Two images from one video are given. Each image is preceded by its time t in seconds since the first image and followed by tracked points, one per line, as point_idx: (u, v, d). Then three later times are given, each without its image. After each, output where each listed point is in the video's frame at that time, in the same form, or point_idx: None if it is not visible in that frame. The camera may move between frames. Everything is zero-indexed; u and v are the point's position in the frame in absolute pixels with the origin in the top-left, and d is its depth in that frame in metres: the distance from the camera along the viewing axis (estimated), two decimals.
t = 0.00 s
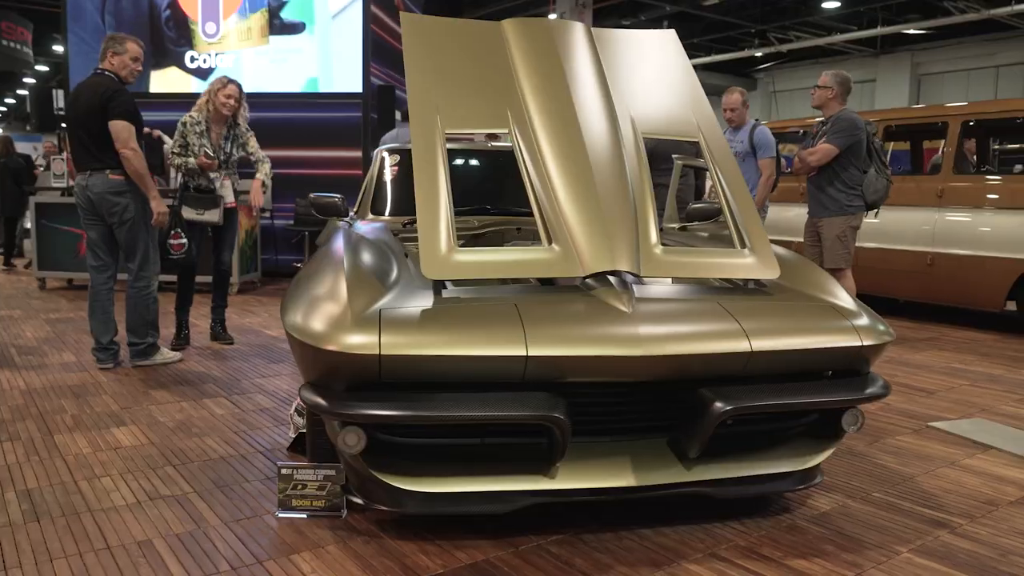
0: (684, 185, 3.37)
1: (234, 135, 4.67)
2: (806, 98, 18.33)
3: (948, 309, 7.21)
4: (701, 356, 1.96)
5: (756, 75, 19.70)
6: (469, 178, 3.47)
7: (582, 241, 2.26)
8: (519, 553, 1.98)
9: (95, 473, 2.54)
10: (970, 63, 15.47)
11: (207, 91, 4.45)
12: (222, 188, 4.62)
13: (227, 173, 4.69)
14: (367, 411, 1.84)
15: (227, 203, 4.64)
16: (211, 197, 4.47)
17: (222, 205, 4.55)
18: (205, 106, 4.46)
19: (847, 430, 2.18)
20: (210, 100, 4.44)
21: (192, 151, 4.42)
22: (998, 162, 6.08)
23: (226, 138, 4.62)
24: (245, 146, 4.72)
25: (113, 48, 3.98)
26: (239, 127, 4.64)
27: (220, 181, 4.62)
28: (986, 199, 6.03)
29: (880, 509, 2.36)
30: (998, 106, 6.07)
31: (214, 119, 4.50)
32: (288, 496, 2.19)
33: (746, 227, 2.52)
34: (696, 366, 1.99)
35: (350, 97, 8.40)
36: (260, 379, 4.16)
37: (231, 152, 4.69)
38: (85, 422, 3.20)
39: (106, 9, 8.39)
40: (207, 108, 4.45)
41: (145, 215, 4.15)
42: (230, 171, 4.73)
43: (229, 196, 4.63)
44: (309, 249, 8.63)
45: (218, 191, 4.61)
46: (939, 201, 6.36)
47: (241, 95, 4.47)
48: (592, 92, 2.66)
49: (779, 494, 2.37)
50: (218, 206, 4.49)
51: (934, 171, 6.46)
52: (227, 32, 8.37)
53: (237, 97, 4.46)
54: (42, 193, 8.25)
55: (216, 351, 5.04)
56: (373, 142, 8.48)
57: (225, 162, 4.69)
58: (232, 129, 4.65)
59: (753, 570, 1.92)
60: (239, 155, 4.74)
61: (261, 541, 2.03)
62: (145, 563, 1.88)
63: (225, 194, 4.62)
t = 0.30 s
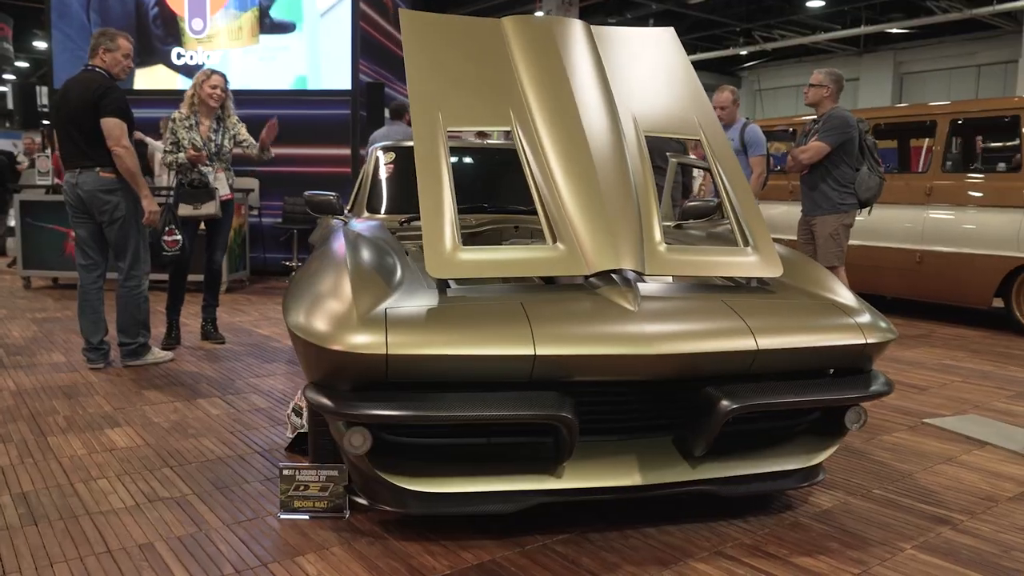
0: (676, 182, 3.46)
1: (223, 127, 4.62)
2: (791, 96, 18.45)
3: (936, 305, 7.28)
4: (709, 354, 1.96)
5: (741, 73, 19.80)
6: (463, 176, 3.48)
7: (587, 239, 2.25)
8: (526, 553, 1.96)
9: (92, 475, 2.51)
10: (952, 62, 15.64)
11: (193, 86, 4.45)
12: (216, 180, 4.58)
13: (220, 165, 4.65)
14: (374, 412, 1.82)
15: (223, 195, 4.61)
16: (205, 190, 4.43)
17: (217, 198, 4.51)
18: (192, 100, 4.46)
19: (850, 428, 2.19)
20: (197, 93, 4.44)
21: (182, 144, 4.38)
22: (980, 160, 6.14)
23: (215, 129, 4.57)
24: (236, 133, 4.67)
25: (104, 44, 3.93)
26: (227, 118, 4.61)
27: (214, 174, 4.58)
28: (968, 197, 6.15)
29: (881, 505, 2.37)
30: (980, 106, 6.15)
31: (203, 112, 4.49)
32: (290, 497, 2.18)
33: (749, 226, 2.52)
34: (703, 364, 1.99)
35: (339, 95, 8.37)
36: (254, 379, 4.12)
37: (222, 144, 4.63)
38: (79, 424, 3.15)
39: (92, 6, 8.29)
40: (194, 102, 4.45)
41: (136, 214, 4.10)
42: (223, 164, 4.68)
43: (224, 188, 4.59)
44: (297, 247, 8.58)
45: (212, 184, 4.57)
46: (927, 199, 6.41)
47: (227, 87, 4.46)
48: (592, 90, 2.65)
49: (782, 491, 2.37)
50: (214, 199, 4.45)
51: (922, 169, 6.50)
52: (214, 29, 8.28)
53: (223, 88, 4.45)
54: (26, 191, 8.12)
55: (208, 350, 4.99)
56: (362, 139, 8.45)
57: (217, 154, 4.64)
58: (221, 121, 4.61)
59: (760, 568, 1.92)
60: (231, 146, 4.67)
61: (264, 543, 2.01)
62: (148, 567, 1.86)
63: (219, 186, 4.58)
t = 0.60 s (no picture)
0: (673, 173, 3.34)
1: (216, 122, 4.54)
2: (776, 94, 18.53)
3: (924, 302, 7.34)
4: (717, 352, 1.97)
5: (726, 71, 19.88)
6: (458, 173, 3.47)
7: (592, 237, 2.25)
8: (534, 552, 1.96)
9: (90, 476, 2.48)
10: (935, 61, 15.78)
11: (185, 83, 4.43)
12: (210, 175, 4.51)
13: (214, 159, 4.54)
14: (382, 411, 1.81)
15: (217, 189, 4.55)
16: (200, 187, 4.44)
17: (212, 193, 4.47)
18: (184, 96, 4.42)
19: (854, 425, 2.20)
20: (188, 89, 4.41)
21: (173, 139, 4.33)
22: (966, 158, 6.23)
23: (207, 124, 4.48)
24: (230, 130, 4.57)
25: (100, 42, 3.91)
26: (220, 112, 4.53)
27: (207, 169, 4.49)
28: (952, 195, 6.24)
29: (883, 502, 2.39)
30: (961, 105, 6.25)
31: (195, 108, 4.46)
32: (294, 497, 2.16)
33: (752, 224, 2.53)
34: (711, 362, 1.99)
35: (328, 92, 8.32)
36: (248, 378, 4.09)
37: (215, 138, 4.52)
38: (73, 424, 3.11)
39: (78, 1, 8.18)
40: (186, 99, 4.42)
41: (129, 211, 4.07)
42: (217, 158, 4.57)
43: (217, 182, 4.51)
44: (286, 245, 8.52)
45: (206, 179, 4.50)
46: (916, 197, 6.47)
47: (220, 82, 4.44)
48: (594, 87, 2.65)
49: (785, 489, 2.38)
50: (211, 195, 4.46)
51: (911, 167, 6.56)
52: (202, 25, 8.20)
53: (215, 83, 4.42)
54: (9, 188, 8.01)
55: (200, 349, 4.95)
56: (351, 137, 8.40)
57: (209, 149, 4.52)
58: (213, 116, 4.53)
59: (767, 565, 1.93)
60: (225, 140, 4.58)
61: (270, 543, 1.99)
62: (153, 569, 1.84)
63: (213, 181, 4.50)
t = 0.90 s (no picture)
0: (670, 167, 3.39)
1: (216, 120, 4.57)
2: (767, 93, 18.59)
3: (919, 300, 7.38)
4: (730, 351, 1.97)
5: (717, 70, 19.92)
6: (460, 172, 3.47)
7: (602, 235, 2.24)
8: (547, 551, 1.96)
9: (95, 477, 2.46)
10: (925, 60, 15.86)
11: (184, 79, 4.40)
12: (211, 172, 4.50)
13: (214, 157, 4.55)
14: (396, 411, 1.80)
15: (218, 186, 4.54)
16: (203, 184, 4.43)
17: (213, 191, 4.46)
18: (183, 93, 4.39)
19: (863, 422, 2.21)
20: (188, 87, 4.38)
21: (173, 137, 4.30)
22: (958, 155, 6.27)
23: (207, 122, 4.50)
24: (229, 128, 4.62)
25: (100, 40, 3.88)
26: (220, 111, 4.55)
27: (208, 166, 4.49)
28: (942, 192, 6.29)
29: (891, 499, 2.40)
30: (950, 103, 6.32)
31: (195, 105, 4.44)
32: (304, 497, 2.15)
33: (761, 222, 2.52)
34: (723, 361, 1.99)
35: (323, 90, 8.28)
36: (250, 377, 4.07)
37: (215, 137, 4.55)
38: (75, 425, 3.09)
39: None
40: (185, 96, 4.38)
41: (129, 210, 4.04)
42: (218, 155, 4.59)
43: (219, 180, 4.51)
44: (280, 243, 8.49)
45: (206, 177, 4.49)
46: (911, 194, 6.49)
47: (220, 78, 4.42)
48: (600, 85, 2.64)
49: (793, 487, 2.39)
50: (212, 192, 4.44)
51: (904, 165, 6.59)
52: (197, 22, 8.17)
53: (216, 80, 4.40)
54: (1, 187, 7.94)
55: (199, 348, 4.92)
56: (346, 135, 8.37)
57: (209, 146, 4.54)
58: (212, 113, 4.55)
59: (779, 563, 1.93)
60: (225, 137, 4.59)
61: (281, 544, 1.98)
62: (164, 571, 1.83)
63: (213, 178, 4.50)
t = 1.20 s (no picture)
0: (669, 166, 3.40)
1: (216, 120, 4.68)
2: (758, 91, 18.63)
3: (916, 297, 7.41)
4: (742, 350, 1.97)
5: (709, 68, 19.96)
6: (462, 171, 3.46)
7: (612, 233, 2.24)
8: (558, 551, 1.95)
9: (101, 478, 2.45)
10: (916, 59, 15.92)
11: (184, 78, 4.47)
12: (210, 171, 4.58)
13: (214, 156, 4.67)
14: (408, 410, 1.80)
15: (218, 185, 4.63)
16: (202, 184, 4.43)
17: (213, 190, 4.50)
18: (184, 92, 4.46)
19: (871, 420, 2.22)
20: (191, 86, 4.44)
21: (173, 134, 4.35)
22: (951, 153, 6.31)
23: (207, 121, 4.61)
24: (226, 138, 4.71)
25: (97, 38, 3.85)
26: (219, 110, 4.66)
27: (208, 165, 4.58)
28: (933, 191, 6.34)
29: (897, 497, 2.41)
30: (942, 103, 6.36)
31: (194, 105, 4.52)
32: (312, 498, 2.14)
33: (769, 221, 2.53)
34: (734, 360, 1.99)
35: (318, 88, 8.25)
36: (250, 377, 4.05)
37: (215, 136, 4.66)
38: (77, 426, 3.07)
39: None
40: (185, 95, 4.46)
41: (128, 210, 4.01)
42: (217, 155, 4.70)
43: (219, 178, 4.60)
44: (276, 243, 8.46)
45: (207, 176, 4.56)
46: (906, 193, 6.51)
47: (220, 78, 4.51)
48: (606, 84, 2.64)
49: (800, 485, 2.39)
50: (212, 191, 4.46)
51: (897, 164, 6.64)
52: (194, 18, 8.12)
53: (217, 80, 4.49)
54: None
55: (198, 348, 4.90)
56: (342, 134, 8.34)
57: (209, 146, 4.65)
58: (211, 113, 4.65)
59: (791, 561, 1.94)
60: (224, 138, 4.71)
61: (291, 545, 1.97)
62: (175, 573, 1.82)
63: (213, 177, 4.56)
